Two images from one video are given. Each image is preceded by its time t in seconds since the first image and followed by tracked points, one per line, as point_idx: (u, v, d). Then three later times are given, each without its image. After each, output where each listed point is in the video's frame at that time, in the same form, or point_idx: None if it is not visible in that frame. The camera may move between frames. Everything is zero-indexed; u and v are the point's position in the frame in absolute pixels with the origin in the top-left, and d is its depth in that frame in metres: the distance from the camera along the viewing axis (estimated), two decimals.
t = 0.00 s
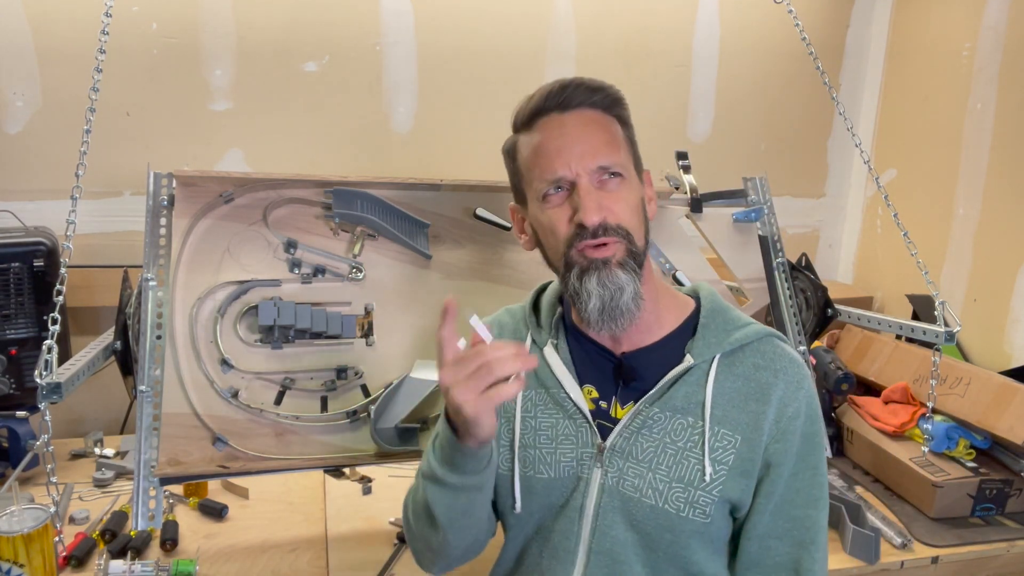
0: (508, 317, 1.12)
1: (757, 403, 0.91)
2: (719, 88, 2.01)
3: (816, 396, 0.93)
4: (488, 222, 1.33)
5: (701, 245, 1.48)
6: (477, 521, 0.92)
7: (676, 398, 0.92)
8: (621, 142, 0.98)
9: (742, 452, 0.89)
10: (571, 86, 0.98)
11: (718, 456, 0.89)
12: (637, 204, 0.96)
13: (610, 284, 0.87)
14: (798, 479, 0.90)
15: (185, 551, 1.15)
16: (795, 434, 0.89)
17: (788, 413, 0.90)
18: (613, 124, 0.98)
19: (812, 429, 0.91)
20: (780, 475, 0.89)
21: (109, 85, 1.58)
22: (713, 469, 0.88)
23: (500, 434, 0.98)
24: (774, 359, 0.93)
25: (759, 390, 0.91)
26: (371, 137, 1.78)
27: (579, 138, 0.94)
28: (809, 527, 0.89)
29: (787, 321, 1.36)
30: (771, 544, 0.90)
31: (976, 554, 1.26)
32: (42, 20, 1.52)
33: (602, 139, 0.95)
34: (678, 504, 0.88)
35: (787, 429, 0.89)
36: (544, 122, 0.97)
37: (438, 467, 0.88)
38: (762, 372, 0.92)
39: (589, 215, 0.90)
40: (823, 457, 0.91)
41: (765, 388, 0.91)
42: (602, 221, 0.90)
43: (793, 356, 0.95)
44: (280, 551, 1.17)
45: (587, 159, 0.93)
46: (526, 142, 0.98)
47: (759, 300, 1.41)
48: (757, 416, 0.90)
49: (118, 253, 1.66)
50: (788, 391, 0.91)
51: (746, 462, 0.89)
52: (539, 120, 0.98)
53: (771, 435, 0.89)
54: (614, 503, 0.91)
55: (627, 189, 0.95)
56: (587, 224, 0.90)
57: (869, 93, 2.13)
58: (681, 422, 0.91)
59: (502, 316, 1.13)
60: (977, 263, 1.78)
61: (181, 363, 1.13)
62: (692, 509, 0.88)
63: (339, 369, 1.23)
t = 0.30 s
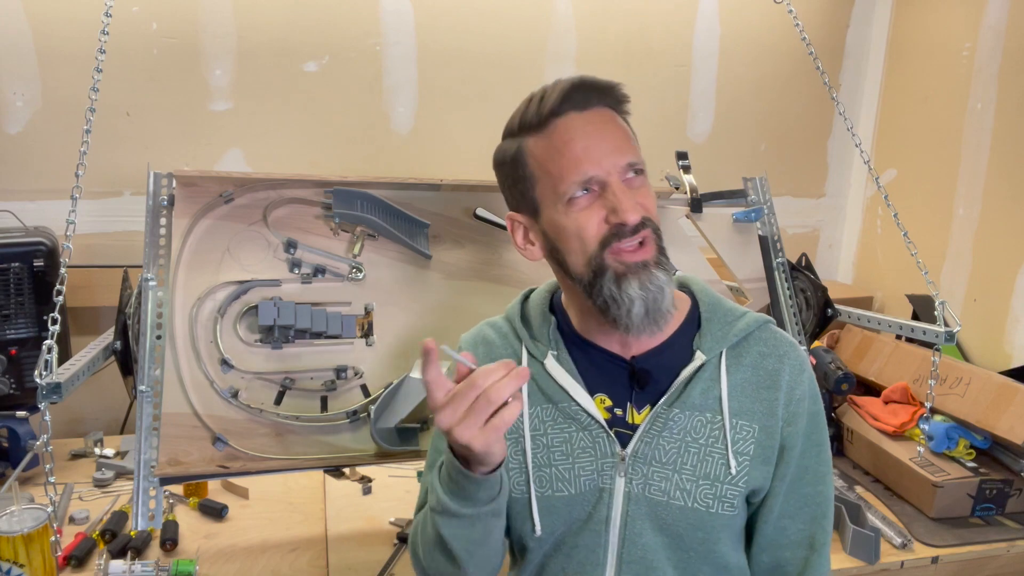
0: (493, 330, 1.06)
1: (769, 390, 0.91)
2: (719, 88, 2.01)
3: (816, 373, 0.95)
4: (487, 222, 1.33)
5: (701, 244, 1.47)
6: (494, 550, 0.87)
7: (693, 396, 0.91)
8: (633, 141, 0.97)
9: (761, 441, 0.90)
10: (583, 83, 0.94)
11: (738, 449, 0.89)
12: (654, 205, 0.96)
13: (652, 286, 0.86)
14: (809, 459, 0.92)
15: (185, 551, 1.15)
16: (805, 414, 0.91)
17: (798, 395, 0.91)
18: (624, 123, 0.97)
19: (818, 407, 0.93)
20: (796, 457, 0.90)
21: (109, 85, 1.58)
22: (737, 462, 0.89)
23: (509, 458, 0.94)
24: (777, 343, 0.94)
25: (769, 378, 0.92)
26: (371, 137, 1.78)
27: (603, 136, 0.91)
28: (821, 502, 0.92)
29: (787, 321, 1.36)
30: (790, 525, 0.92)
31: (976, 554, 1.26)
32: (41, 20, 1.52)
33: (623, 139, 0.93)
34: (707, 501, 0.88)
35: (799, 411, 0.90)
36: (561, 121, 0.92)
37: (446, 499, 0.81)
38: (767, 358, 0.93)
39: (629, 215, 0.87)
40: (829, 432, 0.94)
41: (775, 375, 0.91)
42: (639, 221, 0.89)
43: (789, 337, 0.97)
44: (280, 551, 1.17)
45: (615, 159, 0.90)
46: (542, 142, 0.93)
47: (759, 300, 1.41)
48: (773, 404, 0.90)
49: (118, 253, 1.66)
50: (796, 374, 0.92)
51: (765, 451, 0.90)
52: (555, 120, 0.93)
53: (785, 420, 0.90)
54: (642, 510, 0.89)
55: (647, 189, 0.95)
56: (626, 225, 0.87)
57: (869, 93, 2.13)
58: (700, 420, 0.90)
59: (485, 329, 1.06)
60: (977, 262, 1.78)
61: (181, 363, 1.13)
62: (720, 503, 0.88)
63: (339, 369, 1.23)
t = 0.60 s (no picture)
0: (488, 339, 1.02)
1: (777, 392, 0.93)
2: (719, 88, 2.01)
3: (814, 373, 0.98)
4: (487, 222, 1.33)
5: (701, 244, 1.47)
6: None
7: (706, 403, 0.91)
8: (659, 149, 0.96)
9: (770, 444, 0.91)
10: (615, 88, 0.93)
11: (750, 453, 0.90)
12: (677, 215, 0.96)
13: (683, 299, 0.87)
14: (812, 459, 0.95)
15: (185, 551, 1.15)
16: (809, 415, 0.93)
17: (802, 396, 0.93)
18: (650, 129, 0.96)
19: (818, 407, 0.96)
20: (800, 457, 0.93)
21: (109, 85, 1.58)
22: (749, 466, 0.90)
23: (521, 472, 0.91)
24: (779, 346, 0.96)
25: (776, 381, 0.93)
26: (371, 137, 1.78)
27: (638, 143, 0.90)
28: (821, 500, 0.94)
29: (787, 321, 1.36)
30: (796, 525, 0.94)
31: (977, 554, 1.26)
32: (41, 20, 1.52)
33: (655, 146, 0.92)
34: (721, 505, 0.90)
35: (803, 412, 0.93)
36: (594, 126, 0.91)
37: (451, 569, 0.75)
38: (772, 361, 0.95)
39: (665, 226, 0.87)
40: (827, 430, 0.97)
41: (781, 378, 0.93)
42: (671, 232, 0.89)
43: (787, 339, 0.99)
44: (279, 551, 1.17)
45: (648, 166, 0.90)
46: (575, 147, 0.91)
47: (759, 300, 1.41)
48: (781, 407, 0.92)
49: (118, 253, 1.66)
50: (799, 376, 0.94)
51: (773, 453, 0.91)
52: (586, 123, 0.91)
53: (791, 422, 0.92)
54: (658, 517, 0.89)
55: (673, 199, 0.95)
56: (660, 236, 0.87)
57: (869, 93, 2.13)
58: (713, 426, 0.91)
59: (480, 339, 1.03)
60: (977, 262, 1.78)
61: (181, 363, 1.13)
62: (733, 507, 0.90)
63: (339, 369, 1.23)
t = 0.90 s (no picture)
0: (495, 333, 1.04)
1: (784, 404, 0.91)
2: (719, 88, 2.01)
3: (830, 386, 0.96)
4: (487, 222, 1.33)
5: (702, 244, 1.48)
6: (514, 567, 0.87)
7: (706, 411, 0.90)
8: (608, 141, 0.93)
9: (775, 456, 0.90)
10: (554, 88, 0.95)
11: (752, 464, 0.89)
12: (632, 209, 0.91)
13: (594, 296, 0.86)
14: (821, 473, 0.93)
15: (185, 551, 1.15)
16: (819, 429, 0.92)
17: (812, 409, 0.91)
18: (601, 123, 0.94)
19: (832, 420, 0.94)
20: (807, 472, 0.91)
21: (109, 85, 1.58)
22: (749, 476, 0.89)
23: (516, 469, 0.94)
24: (792, 356, 0.94)
25: (784, 391, 0.91)
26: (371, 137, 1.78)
27: (559, 140, 0.91)
28: (831, 517, 0.93)
29: (787, 321, 1.36)
30: (799, 540, 0.94)
31: (976, 554, 1.26)
32: (41, 20, 1.52)
33: (586, 141, 0.91)
34: (718, 516, 0.89)
35: (814, 425, 0.91)
36: (527, 128, 0.95)
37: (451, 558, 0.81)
38: (782, 371, 0.93)
39: (563, 221, 0.87)
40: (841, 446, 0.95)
41: (791, 388, 0.91)
42: (583, 227, 0.87)
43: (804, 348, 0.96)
44: (280, 551, 1.17)
45: (565, 162, 0.90)
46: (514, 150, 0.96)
47: (760, 301, 1.41)
48: (787, 418, 0.90)
49: (118, 253, 1.66)
50: (812, 388, 0.92)
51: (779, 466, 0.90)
52: (525, 127, 0.95)
53: (799, 434, 0.91)
54: (650, 525, 0.89)
55: (619, 192, 0.91)
56: (563, 231, 0.87)
57: (869, 93, 2.14)
58: (713, 433, 0.90)
59: (489, 333, 1.05)
60: (977, 262, 1.78)
61: (181, 363, 1.13)
62: (732, 519, 0.89)
63: (339, 369, 1.23)
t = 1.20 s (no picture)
0: (510, 322, 1.09)
1: (778, 404, 0.88)
2: (719, 88, 2.01)
3: (838, 391, 0.91)
4: (487, 222, 1.32)
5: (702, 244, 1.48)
6: (488, 524, 0.88)
7: (695, 406, 0.90)
8: (566, 144, 0.91)
9: (767, 458, 0.87)
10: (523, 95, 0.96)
11: (742, 464, 0.87)
12: (589, 211, 0.89)
13: (539, 299, 0.88)
14: (821, 481, 0.88)
15: (185, 551, 1.15)
16: (817, 433, 0.87)
17: (809, 411, 0.88)
18: (565, 126, 0.93)
19: (836, 427, 0.89)
20: (803, 477, 0.87)
21: (109, 85, 1.58)
22: (736, 475, 0.87)
23: (514, 451, 0.98)
24: (792, 356, 0.91)
25: (779, 391, 0.89)
26: (372, 137, 1.78)
27: (517, 146, 0.93)
28: (833, 530, 0.87)
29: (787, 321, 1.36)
30: (797, 550, 0.89)
31: (976, 554, 1.26)
32: (41, 20, 1.52)
33: (542, 146, 0.91)
34: (704, 515, 0.87)
35: (811, 428, 0.87)
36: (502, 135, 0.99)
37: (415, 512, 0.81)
38: (779, 371, 0.90)
39: (509, 226, 0.90)
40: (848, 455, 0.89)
41: (786, 388, 0.89)
42: (529, 230, 0.89)
43: (810, 349, 0.92)
44: (280, 551, 1.17)
45: (518, 169, 0.92)
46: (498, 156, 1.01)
47: (760, 300, 1.42)
48: (781, 417, 0.88)
49: (118, 253, 1.66)
50: (811, 390, 0.89)
51: (771, 468, 0.87)
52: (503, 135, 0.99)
53: (793, 436, 0.87)
54: (638, 520, 0.89)
55: (573, 195, 0.89)
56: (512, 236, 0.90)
57: (869, 93, 2.14)
58: (702, 430, 0.89)
59: (505, 322, 1.10)
60: (977, 262, 1.78)
61: (181, 363, 1.13)
62: (719, 520, 0.87)
63: (339, 369, 1.23)
